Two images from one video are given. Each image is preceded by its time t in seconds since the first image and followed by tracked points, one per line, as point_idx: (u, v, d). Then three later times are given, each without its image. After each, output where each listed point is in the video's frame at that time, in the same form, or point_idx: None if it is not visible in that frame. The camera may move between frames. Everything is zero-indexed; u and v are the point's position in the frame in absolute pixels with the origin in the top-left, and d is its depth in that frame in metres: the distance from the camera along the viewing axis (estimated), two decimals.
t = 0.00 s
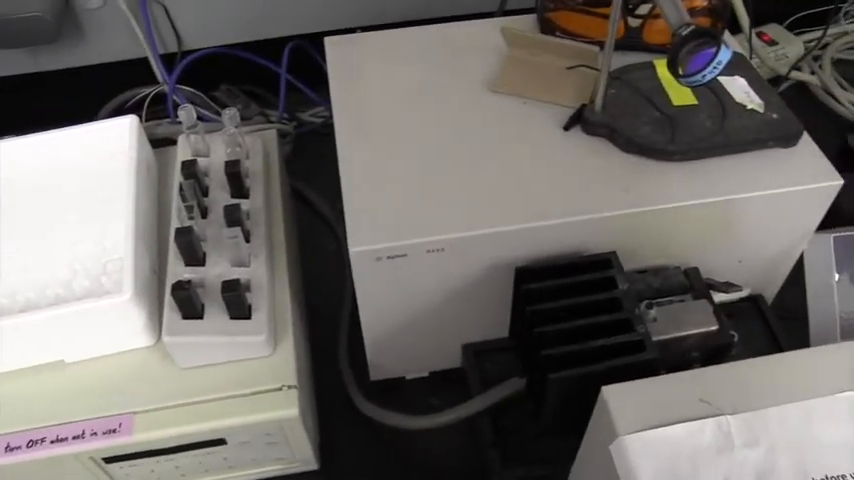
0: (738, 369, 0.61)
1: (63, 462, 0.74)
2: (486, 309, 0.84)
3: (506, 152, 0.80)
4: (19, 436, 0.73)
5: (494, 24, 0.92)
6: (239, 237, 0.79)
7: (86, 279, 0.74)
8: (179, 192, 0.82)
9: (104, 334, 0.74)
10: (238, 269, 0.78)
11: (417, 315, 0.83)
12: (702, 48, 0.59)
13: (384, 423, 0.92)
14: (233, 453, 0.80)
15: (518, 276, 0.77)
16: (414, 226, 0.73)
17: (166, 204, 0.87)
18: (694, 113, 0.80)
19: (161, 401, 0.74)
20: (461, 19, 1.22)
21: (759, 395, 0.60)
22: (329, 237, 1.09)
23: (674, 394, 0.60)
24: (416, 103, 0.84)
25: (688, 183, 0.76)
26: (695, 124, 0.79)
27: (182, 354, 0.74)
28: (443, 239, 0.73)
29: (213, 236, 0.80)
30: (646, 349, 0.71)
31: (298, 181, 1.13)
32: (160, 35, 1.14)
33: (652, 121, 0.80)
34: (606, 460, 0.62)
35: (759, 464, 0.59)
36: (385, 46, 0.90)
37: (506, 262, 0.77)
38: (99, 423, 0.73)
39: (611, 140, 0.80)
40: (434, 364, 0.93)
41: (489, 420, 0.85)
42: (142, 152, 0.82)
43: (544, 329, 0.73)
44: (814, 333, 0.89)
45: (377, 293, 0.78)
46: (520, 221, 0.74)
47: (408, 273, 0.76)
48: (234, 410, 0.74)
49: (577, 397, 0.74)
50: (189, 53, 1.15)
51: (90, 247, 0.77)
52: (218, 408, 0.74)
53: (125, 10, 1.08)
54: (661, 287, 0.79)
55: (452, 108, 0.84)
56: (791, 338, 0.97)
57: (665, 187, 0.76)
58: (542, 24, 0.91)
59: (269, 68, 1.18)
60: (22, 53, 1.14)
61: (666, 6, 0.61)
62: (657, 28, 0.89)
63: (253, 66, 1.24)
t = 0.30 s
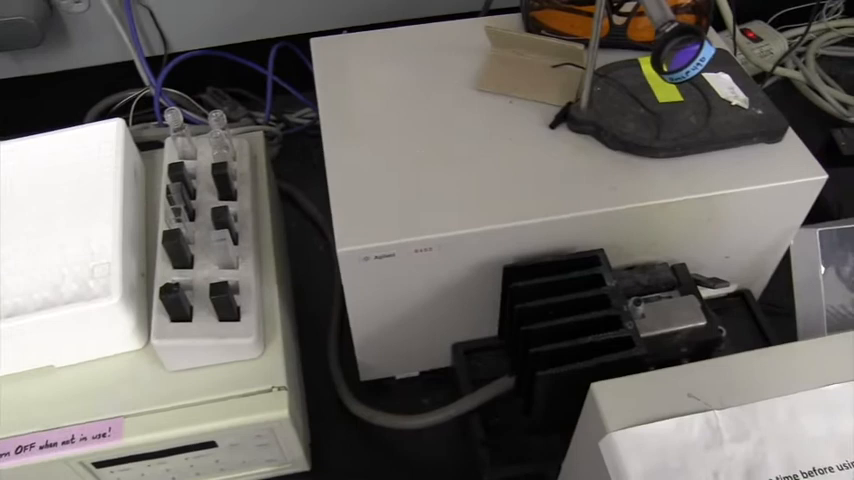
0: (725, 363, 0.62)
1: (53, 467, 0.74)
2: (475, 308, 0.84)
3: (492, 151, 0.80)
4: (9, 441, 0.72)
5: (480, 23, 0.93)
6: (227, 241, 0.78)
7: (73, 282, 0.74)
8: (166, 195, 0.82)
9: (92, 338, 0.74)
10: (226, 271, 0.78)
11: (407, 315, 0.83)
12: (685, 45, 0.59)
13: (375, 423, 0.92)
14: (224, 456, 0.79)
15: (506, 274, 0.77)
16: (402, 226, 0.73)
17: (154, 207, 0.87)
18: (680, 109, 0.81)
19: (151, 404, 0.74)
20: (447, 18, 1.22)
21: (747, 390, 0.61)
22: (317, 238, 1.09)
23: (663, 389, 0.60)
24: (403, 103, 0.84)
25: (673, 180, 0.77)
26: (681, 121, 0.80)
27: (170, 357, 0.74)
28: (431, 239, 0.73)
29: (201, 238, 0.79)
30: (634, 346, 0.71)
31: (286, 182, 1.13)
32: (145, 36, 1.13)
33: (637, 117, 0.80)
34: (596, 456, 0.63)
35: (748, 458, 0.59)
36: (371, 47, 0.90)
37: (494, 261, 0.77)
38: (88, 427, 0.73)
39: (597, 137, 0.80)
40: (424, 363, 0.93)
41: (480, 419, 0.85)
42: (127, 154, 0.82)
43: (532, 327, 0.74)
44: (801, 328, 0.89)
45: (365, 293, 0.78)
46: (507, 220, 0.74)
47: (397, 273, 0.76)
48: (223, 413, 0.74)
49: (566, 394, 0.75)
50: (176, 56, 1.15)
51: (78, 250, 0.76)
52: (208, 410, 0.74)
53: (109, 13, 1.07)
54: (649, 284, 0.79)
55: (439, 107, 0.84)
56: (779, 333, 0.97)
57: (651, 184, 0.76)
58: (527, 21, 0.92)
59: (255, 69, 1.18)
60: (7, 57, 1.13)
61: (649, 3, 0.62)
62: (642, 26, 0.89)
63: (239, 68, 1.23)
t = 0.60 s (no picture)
0: (714, 360, 0.62)
1: (43, 474, 0.73)
2: (465, 308, 0.84)
3: (481, 151, 0.80)
4: None
5: (467, 24, 0.93)
6: (215, 244, 0.77)
7: (61, 288, 0.74)
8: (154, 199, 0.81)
9: (81, 344, 0.73)
10: (216, 274, 0.78)
11: (398, 316, 0.83)
12: (671, 43, 0.59)
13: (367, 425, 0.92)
14: (215, 460, 0.79)
15: (496, 274, 0.77)
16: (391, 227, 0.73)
17: (142, 211, 0.86)
18: (667, 108, 0.81)
19: (141, 409, 0.74)
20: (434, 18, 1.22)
21: (737, 387, 0.61)
22: (307, 240, 1.09)
23: (653, 387, 0.60)
24: (391, 104, 0.84)
25: (661, 178, 0.77)
26: (668, 119, 0.80)
27: (160, 361, 0.73)
28: (420, 240, 0.73)
29: (189, 242, 0.79)
30: (624, 344, 0.71)
31: (275, 184, 1.13)
32: (131, 40, 1.13)
33: (625, 116, 0.80)
34: (587, 455, 0.63)
35: (739, 455, 0.59)
36: (358, 48, 0.90)
37: (484, 261, 0.77)
38: (78, 433, 0.73)
39: (585, 136, 0.80)
40: (415, 364, 0.93)
41: (472, 419, 0.85)
42: (114, 158, 0.81)
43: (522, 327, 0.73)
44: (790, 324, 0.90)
45: (356, 294, 0.78)
46: (496, 220, 0.74)
47: (387, 275, 0.76)
48: (214, 417, 0.73)
49: (557, 393, 0.75)
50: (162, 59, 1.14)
51: (66, 256, 0.76)
52: (198, 415, 0.73)
53: (95, 17, 1.07)
54: (638, 282, 0.80)
55: (427, 108, 0.84)
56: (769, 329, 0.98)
57: (639, 182, 0.77)
58: (515, 22, 0.91)
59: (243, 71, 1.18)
60: None
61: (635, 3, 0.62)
62: (629, 25, 0.89)
63: (227, 70, 1.23)
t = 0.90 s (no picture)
0: (706, 359, 0.62)
1: None
2: (458, 308, 0.84)
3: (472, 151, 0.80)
4: None
5: (457, 24, 0.93)
6: (206, 246, 0.77)
7: (52, 294, 0.72)
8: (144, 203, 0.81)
9: (72, 349, 0.73)
10: (207, 277, 0.77)
11: (390, 318, 0.82)
12: (661, 41, 0.59)
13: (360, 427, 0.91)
14: (208, 464, 0.79)
15: (488, 275, 0.77)
16: (382, 229, 0.73)
17: (132, 215, 0.86)
18: (657, 106, 0.81)
19: (133, 414, 0.73)
20: (424, 18, 1.22)
21: (730, 385, 0.61)
22: (298, 242, 1.08)
23: (647, 386, 0.60)
24: (381, 105, 0.84)
25: (653, 177, 0.77)
26: (659, 118, 0.80)
27: (152, 365, 0.73)
28: (411, 241, 0.72)
29: (180, 245, 0.79)
30: (616, 344, 0.71)
31: (265, 187, 1.12)
32: (119, 43, 1.12)
33: (615, 115, 0.80)
34: (582, 455, 0.63)
35: (732, 453, 0.59)
36: (348, 49, 0.89)
37: (476, 262, 0.77)
38: (69, 439, 0.72)
39: (575, 136, 0.80)
40: (408, 366, 0.92)
41: (465, 420, 0.85)
42: (102, 163, 0.81)
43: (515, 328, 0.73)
44: (782, 321, 0.90)
45: (348, 296, 0.77)
46: (487, 220, 0.73)
47: (379, 276, 0.76)
48: (206, 421, 0.73)
49: (550, 393, 0.74)
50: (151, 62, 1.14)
51: (57, 261, 0.75)
52: (190, 419, 0.73)
53: (83, 19, 1.06)
54: (630, 282, 0.80)
55: (417, 109, 0.84)
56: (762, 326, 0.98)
57: (631, 181, 0.77)
58: (504, 22, 0.91)
59: (232, 74, 1.17)
60: None
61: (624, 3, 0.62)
62: (618, 24, 0.89)
63: (216, 73, 1.22)
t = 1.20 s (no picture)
0: (698, 354, 0.63)
1: None
2: (451, 307, 0.84)
3: (463, 150, 0.80)
4: None
5: (446, 23, 0.93)
6: (198, 248, 0.77)
7: (43, 298, 0.72)
8: (135, 206, 0.80)
9: (64, 353, 0.72)
10: (199, 279, 0.77)
11: (383, 317, 0.82)
12: (650, 38, 0.59)
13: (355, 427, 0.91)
14: (203, 466, 0.78)
15: (480, 273, 0.77)
16: (374, 229, 0.73)
17: (123, 218, 0.86)
18: (647, 103, 0.81)
19: (127, 417, 0.73)
20: (413, 17, 1.22)
21: (722, 379, 0.61)
22: (290, 243, 1.08)
23: (640, 382, 0.61)
24: (372, 105, 0.84)
25: (643, 173, 0.77)
26: (649, 115, 0.80)
27: (145, 368, 0.73)
28: (403, 241, 0.72)
29: (172, 247, 0.78)
30: (609, 340, 0.72)
31: (256, 188, 1.12)
32: (108, 45, 1.11)
33: (605, 112, 0.80)
34: (576, 451, 0.63)
35: (726, 447, 0.59)
36: (337, 50, 0.89)
37: (468, 260, 0.77)
38: (62, 444, 0.72)
39: (566, 133, 0.80)
40: (402, 365, 0.92)
41: (460, 418, 0.85)
42: (92, 166, 0.80)
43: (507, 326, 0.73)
44: (774, 315, 0.90)
45: (340, 296, 0.77)
46: (479, 219, 0.74)
47: (372, 276, 0.76)
48: (200, 423, 0.73)
49: (544, 390, 0.75)
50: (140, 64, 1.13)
51: (47, 264, 0.74)
52: (184, 421, 0.73)
53: (71, 22, 1.06)
54: (622, 278, 0.80)
55: (408, 108, 0.84)
56: (753, 320, 0.98)
57: (621, 178, 0.77)
58: (493, 21, 0.91)
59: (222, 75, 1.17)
60: None
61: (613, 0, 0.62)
62: (607, 21, 0.89)
63: (206, 74, 1.22)
